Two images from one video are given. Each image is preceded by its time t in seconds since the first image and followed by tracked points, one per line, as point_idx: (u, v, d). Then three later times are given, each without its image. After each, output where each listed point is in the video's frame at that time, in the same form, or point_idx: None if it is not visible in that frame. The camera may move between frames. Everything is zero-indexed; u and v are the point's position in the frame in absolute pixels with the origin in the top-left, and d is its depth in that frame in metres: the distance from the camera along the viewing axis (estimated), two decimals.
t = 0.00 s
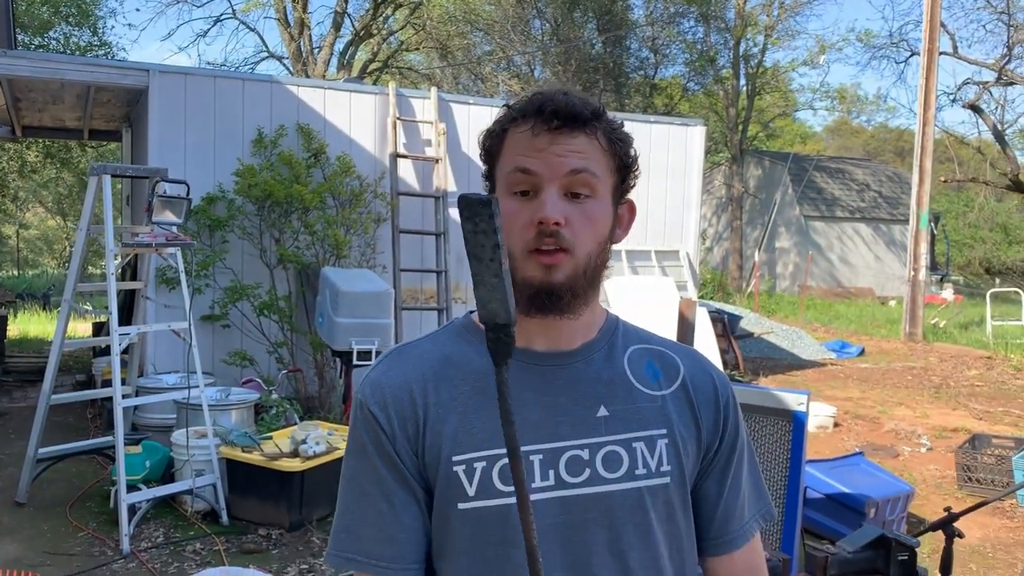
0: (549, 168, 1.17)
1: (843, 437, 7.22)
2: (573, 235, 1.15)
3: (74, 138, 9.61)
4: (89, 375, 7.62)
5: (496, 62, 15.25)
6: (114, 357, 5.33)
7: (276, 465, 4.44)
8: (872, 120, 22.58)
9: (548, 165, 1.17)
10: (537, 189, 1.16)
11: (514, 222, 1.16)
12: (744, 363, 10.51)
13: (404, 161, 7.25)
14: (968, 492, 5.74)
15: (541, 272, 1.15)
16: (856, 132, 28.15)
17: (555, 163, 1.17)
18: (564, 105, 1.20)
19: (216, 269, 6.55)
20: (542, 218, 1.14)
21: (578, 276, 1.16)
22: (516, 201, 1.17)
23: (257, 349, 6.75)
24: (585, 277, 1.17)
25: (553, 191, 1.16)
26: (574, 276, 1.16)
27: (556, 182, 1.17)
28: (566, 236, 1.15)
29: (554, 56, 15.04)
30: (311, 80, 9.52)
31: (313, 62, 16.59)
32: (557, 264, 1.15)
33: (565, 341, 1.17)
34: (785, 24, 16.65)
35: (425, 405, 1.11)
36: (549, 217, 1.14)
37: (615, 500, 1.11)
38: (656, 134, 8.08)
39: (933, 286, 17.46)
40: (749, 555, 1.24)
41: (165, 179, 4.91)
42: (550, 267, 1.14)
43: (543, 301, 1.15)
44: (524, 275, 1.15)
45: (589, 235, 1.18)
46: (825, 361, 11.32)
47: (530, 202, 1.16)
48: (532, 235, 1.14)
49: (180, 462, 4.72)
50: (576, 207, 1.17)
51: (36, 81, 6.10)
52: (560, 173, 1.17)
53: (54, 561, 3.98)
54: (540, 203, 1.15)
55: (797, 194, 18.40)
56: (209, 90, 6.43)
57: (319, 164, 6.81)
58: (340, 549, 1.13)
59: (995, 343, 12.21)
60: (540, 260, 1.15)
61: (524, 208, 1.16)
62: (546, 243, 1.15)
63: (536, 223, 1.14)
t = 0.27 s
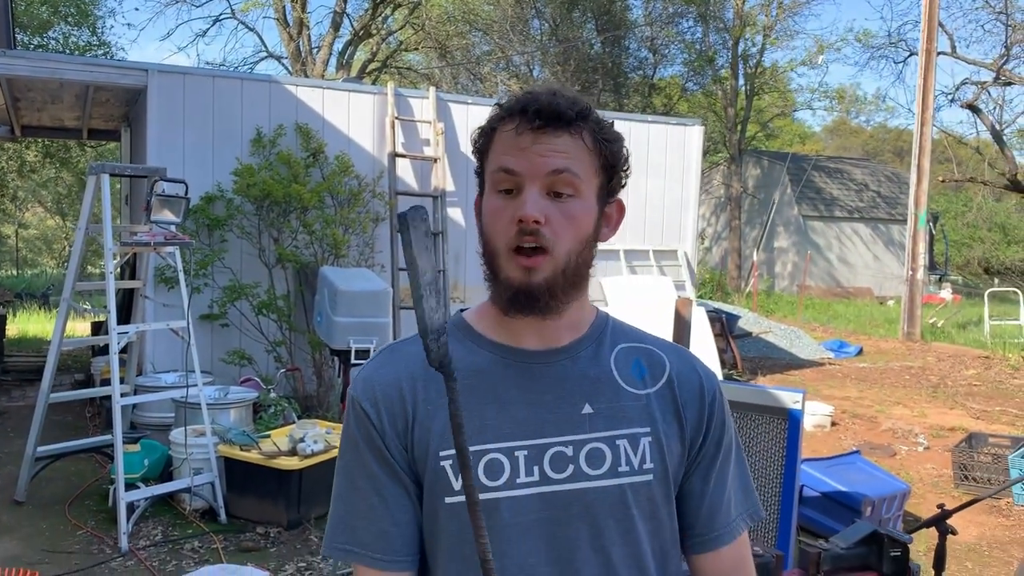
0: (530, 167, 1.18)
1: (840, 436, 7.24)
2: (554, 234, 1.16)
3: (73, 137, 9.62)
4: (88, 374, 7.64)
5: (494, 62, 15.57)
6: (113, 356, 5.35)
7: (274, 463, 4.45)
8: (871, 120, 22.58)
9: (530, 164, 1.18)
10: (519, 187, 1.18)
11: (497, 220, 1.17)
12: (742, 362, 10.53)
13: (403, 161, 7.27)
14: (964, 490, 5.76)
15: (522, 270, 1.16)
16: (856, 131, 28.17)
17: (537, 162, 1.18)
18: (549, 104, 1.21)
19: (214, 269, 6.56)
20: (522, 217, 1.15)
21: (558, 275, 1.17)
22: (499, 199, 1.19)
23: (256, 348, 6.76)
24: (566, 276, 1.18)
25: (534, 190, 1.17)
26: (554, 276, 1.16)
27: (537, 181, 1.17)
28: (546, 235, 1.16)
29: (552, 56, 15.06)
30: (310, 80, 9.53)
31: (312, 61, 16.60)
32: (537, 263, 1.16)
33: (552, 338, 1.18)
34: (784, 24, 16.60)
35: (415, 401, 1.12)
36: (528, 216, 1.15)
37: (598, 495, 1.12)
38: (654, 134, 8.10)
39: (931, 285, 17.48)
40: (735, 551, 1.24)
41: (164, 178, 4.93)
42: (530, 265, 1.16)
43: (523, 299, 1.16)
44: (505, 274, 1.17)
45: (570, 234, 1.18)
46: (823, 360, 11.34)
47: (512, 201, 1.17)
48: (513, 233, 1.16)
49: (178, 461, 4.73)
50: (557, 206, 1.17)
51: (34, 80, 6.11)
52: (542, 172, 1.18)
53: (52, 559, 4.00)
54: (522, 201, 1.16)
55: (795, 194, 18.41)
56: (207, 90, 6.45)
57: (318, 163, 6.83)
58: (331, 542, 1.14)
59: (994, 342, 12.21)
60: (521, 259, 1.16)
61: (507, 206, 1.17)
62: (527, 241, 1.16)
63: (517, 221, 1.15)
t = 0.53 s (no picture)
0: (524, 174, 1.19)
1: (841, 441, 7.24)
2: (547, 240, 1.18)
3: (76, 144, 9.65)
4: (90, 380, 7.65)
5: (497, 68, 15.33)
6: (115, 362, 5.36)
7: (274, 468, 4.46)
8: (872, 125, 22.59)
9: (524, 170, 1.19)
10: (513, 194, 1.19)
11: (491, 226, 1.19)
12: (743, 367, 10.52)
13: (404, 166, 7.29)
14: (965, 494, 5.76)
15: (517, 275, 1.18)
16: (858, 136, 28.19)
17: (531, 169, 1.19)
18: (541, 111, 1.22)
19: (216, 274, 6.58)
20: (516, 222, 1.17)
21: (553, 279, 1.18)
22: (493, 205, 1.20)
23: (257, 354, 6.77)
24: (561, 280, 1.19)
25: (528, 196, 1.19)
26: (549, 280, 1.18)
27: (531, 188, 1.19)
28: (540, 241, 1.18)
29: (554, 62, 15.10)
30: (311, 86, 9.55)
31: (314, 68, 16.64)
32: (531, 268, 1.18)
33: (547, 340, 1.19)
34: (784, 30, 16.60)
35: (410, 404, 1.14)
36: (523, 221, 1.16)
37: (592, 496, 1.13)
38: (655, 139, 8.10)
39: (933, 290, 17.45)
40: (735, 542, 1.20)
41: (165, 184, 4.94)
42: (524, 271, 1.18)
43: (517, 303, 1.17)
44: (501, 279, 1.19)
45: (564, 238, 1.19)
46: (825, 365, 11.34)
47: (506, 207, 1.19)
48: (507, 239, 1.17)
49: (180, 466, 4.74)
50: (552, 211, 1.19)
51: (37, 87, 6.13)
52: (535, 179, 1.19)
53: (53, 565, 4.01)
54: (516, 208, 1.18)
55: (796, 199, 18.41)
56: (209, 96, 6.47)
57: (319, 169, 6.85)
58: (329, 544, 1.14)
59: (995, 346, 12.20)
60: (516, 264, 1.18)
61: (501, 212, 1.19)
62: (521, 246, 1.18)
63: (511, 227, 1.17)
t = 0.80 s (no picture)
0: (524, 191, 1.18)
1: (844, 449, 7.23)
2: (549, 254, 1.16)
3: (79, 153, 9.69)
4: (93, 389, 7.66)
5: (498, 77, 15.59)
6: (118, 371, 5.37)
7: (277, 477, 4.47)
8: (874, 132, 22.60)
9: (523, 188, 1.18)
10: (513, 211, 1.18)
11: (490, 243, 1.18)
12: (746, 375, 10.51)
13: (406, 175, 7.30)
14: (969, 502, 5.75)
15: (516, 291, 1.16)
16: (859, 143, 28.23)
17: (531, 187, 1.18)
18: (542, 127, 1.21)
19: (219, 283, 6.59)
20: (516, 239, 1.15)
21: (553, 295, 1.17)
22: (493, 221, 1.19)
23: (260, 362, 6.78)
24: (560, 295, 1.18)
25: (528, 213, 1.17)
26: (549, 295, 1.16)
27: (531, 205, 1.18)
28: (540, 257, 1.16)
29: (556, 70, 15.12)
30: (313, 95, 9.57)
31: (317, 78, 16.69)
32: (531, 284, 1.16)
33: (545, 348, 1.18)
34: (786, 38, 16.60)
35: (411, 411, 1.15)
36: (523, 238, 1.15)
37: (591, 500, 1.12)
38: (656, 147, 8.11)
39: (935, 297, 17.42)
40: (731, 517, 1.10)
41: (168, 193, 4.96)
42: (524, 285, 1.16)
43: (516, 318, 1.16)
44: (500, 295, 1.17)
45: (565, 255, 1.18)
46: (828, 372, 11.32)
47: (507, 223, 1.17)
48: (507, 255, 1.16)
49: (182, 475, 4.74)
50: (552, 228, 1.17)
51: (41, 97, 6.15)
52: (536, 196, 1.18)
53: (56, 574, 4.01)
54: (517, 224, 1.16)
55: (798, 207, 18.41)
56: (212, 106, 6.50)
57: (321, 178, 6.87)
58: (330, 552, 1.14)
59: (998, 353, 12.17)
60: (515, 280, 1.16)
61: (500, 228, 1.17)
62: (522, 262, 1.16)
63: (510, 243, 1.15)
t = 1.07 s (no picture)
0: (528, 203, 1.18)
1: (848, 457, 7.20)
2: (550, 267, 1.16)
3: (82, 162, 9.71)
4: (95, 397, 7.66)
5: (500, 85, 15.61)
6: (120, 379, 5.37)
7: (279, 485, 4.46)
8: (876, 140, 22.59)
9: (528, 200, 1.18)
10: (517, 223, 1.18)
11: (492, 254, 1.18)
12: (749, 382, 10.49)
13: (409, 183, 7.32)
14: (973, 510, 5.72)
15: (517, 302, 1.17)
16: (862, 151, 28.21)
17: (536, 199, 1.18)
18: (549, 139, 1.20)
19: (221, 291, 6.59)
20: (519, 251, 1.15)
21: (554, 307, 1.17)
22: (495, 232, 1.19)
23: (262, 370, 6.78)
24: (561, 305, 1.18)
25: (532, 225, 1.17)
26: (550, 308, 1.17)
27: (534, 217, 1.18)
28: (542, 270, 1.16)
29: (557, 79, 15.13)
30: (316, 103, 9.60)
31: (319, 86, 16.75)
32: (532, 296, 1.17)
33: (545, 356, 1.18)
34: (787, 46, 16.61)
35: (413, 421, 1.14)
36: (526, 251, 1.15)
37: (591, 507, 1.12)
38: (658, 155, 8.11)
39: (939, 304, 17.38)
40: (738, 511, 1.09)
41: (170, 202, 4.97)
42: (526, 296, 1.17)
43: (517, 329, 1.16)
44: (501, 304, 1.18)
45: (567, 267, 1.18)
46: (831, 380, 11.29)
47: (510, 234, 1.18)
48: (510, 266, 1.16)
49: (184, 483, 4.74)
50: (555, 241, 1.17)
51: (44, 106, 6.17)
52: (541, 209, 1.18)
53: None
54: (519, 236, 1.17)
55: (801, 214, 18.40)
56: (215, 114, 6.51)
57: (324, 186, 6.89)
58: (330, 562, 1.13)
59: (1002, 361, 12.12)
60: (516, 292, 1.17)
61: (504, 239, 1.17)
62: (523, 274, 1.17)
63: (513, 255, 1.16)
